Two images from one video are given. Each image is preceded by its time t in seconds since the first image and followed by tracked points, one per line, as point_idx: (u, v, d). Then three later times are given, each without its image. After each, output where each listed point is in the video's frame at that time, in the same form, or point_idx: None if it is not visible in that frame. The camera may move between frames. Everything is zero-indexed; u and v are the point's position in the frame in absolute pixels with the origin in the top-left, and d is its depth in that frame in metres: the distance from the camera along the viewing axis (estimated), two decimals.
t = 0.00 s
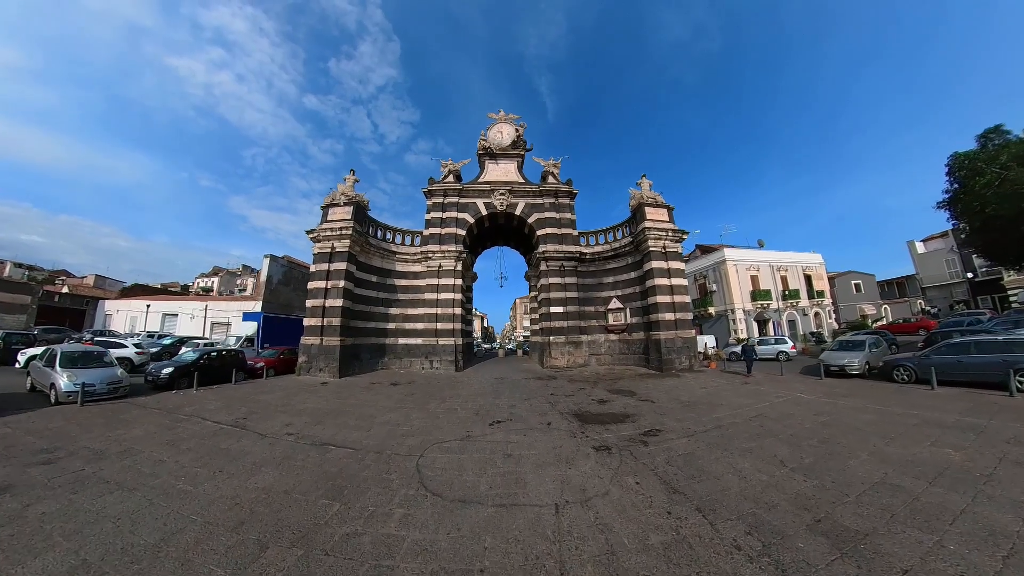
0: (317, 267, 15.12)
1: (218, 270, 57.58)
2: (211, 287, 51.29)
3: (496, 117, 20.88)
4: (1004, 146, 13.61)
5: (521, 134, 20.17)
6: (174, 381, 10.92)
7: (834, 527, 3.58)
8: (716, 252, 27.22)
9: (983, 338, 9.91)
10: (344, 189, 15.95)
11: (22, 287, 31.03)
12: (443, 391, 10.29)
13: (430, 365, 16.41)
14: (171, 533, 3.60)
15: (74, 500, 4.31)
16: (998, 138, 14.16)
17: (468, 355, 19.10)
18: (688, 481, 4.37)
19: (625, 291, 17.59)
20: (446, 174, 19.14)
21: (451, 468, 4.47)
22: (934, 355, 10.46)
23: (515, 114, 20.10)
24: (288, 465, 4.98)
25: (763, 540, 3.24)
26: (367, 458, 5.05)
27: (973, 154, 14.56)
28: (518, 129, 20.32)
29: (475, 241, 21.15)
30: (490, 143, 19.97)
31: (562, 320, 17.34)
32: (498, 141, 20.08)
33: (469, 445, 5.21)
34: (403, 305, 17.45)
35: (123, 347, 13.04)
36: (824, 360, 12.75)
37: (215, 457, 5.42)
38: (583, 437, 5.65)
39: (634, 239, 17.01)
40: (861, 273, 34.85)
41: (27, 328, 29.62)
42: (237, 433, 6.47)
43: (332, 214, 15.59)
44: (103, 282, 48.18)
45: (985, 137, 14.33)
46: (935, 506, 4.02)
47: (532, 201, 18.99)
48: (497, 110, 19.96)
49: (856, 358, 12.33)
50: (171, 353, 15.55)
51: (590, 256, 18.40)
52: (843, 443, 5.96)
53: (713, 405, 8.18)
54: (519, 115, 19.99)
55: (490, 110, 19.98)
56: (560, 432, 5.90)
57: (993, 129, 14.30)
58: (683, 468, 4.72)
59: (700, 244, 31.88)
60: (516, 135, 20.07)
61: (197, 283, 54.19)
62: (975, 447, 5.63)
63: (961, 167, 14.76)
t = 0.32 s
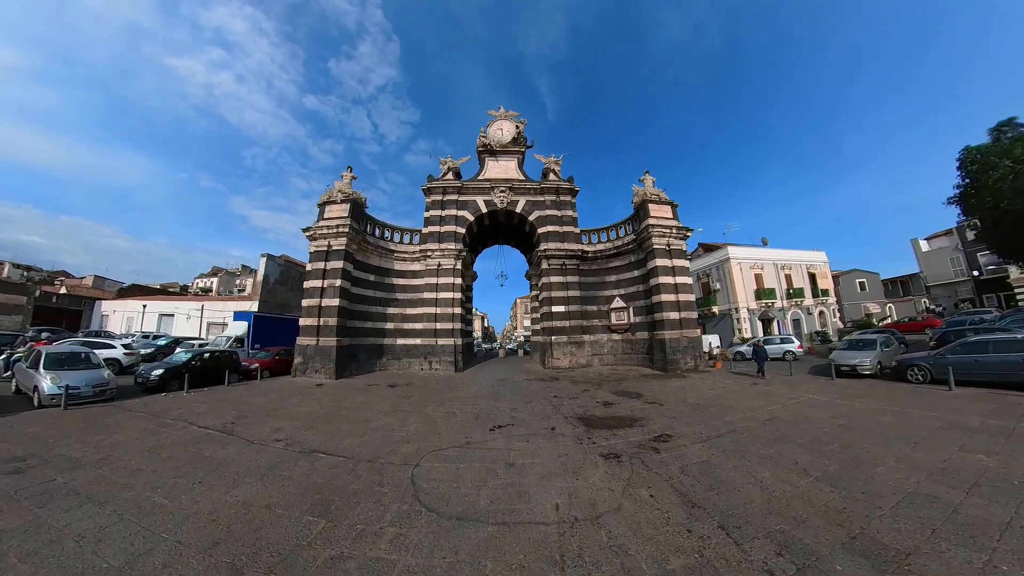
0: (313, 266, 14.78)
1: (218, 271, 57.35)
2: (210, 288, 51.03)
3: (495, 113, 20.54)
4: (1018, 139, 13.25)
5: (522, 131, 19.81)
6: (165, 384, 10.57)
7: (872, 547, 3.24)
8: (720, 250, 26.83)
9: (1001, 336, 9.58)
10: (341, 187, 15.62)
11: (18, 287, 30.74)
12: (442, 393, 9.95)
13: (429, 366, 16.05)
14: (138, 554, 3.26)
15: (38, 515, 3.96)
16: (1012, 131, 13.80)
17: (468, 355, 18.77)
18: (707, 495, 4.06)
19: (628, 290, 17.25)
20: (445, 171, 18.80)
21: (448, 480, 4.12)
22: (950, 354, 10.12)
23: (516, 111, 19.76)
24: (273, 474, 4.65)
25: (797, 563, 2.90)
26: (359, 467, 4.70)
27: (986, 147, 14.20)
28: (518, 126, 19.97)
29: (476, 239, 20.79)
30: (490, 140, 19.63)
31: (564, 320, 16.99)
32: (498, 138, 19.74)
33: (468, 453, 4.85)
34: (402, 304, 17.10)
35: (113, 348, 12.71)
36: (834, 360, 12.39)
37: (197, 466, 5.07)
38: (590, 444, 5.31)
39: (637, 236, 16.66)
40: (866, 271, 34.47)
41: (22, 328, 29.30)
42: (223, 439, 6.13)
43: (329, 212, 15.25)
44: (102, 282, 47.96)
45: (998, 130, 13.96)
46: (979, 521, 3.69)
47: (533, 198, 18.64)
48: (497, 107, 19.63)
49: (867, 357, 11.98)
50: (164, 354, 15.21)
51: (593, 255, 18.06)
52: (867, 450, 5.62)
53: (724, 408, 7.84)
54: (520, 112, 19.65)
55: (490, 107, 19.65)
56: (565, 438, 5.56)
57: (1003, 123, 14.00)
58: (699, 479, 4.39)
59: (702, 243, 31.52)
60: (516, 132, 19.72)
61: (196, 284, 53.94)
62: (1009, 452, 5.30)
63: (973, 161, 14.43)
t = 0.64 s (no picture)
0: (309, 264, 14.50)
1: (217, 271, 57.14)
2: (209, 288, 50.82)
3: (495, 110, 20.24)
4: None
5: (522, 128, 19.52)
6: (156, 385, 10.27)
7: (910, 564, 3.01)
8: (723, 249, 26.50)
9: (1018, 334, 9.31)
10: (338, 184, 15.34)
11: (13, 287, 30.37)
12: (441, 394, 9.66)
13: (428, 366, 15.76)
14: (105, 573, 2.98)
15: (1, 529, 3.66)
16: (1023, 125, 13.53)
17: (467, 355, 18.48)
18: (724, 507, 3.80)
19: (630, 289, 16.96)
20: (444, 168, 18.51)
21: (444, 490, 3.83)
22: (964, 353, 9.85)
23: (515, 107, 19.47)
24: (259, 483, 4.36)
25: None
26: (349, 474, 4.42)
27: (996, 142, 13.94)
28: (518, 123, 19.68)
29: (475, 237, 20.51)
30: (490, 137, 19.34)
31: (565, 319, 16.69)
32: (497, 135, 19.45)
33: (465, 460, 4.55)
34: (400, 303, 16.82)
35: (105, 349, 12.43)
36: (842, 359, 12.08)
37: (180, 473, 4.79)
38: (595, 450, 5.02)
39: (640, 234, 16.37)
40: (869, 270, 34.17)
41: (19, 328, 29.05)
42: (211, 443, 5.85)
43: (326, 209, 14.96)
44: (102, 282, 47.79)
45: (1009, 124, 13.70)
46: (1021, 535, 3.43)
47: (534, 196, 18.35)
48: (497, 104, 19.35)
49: (877, 356, 11.70)
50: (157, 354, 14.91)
51: (594, 253, 17.77)
52: (888, 456, 5.35)
53: (732, 410, 7.57)
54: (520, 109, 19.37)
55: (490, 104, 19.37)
56: (568, 443, 5.28)
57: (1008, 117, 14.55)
58: (714, 490, 4.13)
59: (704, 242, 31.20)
60: (516, 129, 19.43)
61: (196, 284, 53.85)
62: None
63: (982, 156, 14.18)
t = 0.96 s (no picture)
0: (306, 263, 14.18)
1: (216, 271, 56.82)
2: (208, 288, 50.49)
3: (495, 107, 19.91)
4: None
5: (522, 125, 19.20)
6: (146, 388, 9.95)
7: None
8: (726, 247, 26.17)
9: None
10: (335, 181, 15.02)
11: (8, 288, 30.03)
12: (440, 397, 9.34)
13: (427, 367, 15.44)
14: None
15: None
16: None
17: (467, 355, 18.16)
18: (747, 524, 3.51)
19: (633, 288, 16.64)
20: (443, 166, 18.19)
21: (441, 506, 3.51)
22: (981, 353, 9.54)
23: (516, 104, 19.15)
24: (242, 496, 4.04)
25: None
26: (339, 488, 4.09)
27: (1009, 137, 13.62)
28: (519, 120, 19.35)
29: (475, 236, 20.20)
30: (490, 134, 19.01)
31: (567, 319, 16.37)
32: (498, 132, 19.12)
33: (464, 471, 4.23)
34: (399, 303, 16.51)
35: (96, 351, 12.14)
36: (853, 359, 11.74)
37: (158, 485, 4.46)
38: (603, 459, 4.70)
39: (643, 232, 16.04)
40: (873, 268, 33.84)
41: (15, 329, 28.71)
42: (197, 451, 5.54)
43: (323, 207, 14.64)
44: (102, 282, 47.59)
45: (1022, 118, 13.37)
46: None
47: (535, 193, 18.02)
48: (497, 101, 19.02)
49: (889, 356, 11.37)
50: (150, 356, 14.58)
51: (596, 251, 17.47)
52: (916, 465, 5.03)
53: (744, 414, 7.25)
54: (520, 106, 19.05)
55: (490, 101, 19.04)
56: (574, 450, 4.96)
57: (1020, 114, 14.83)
58: (734, 504, 3.82)
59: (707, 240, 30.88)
60: (517, 126, 19.10)
61: (195, 284, 53.59)
62: None
63: (993, 151, 13.88)
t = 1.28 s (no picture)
0: (303, 262, 13.92)
1: (214, 270, 56.50)
2: (208, 288, 50.21)
3: (496, 104, 19.62)
4: None
5: (523, 121, 18.92)
6: (138, 390, 9.68)
7: None
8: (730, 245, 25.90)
9: None
10: (333, 178, 14.76)
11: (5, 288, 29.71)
12: (440, 398, 9.08)
13: (426, 367, 15.16)
14: None
15: None
16: None
17: (467, 355, 17.89)
18: (772, 537, 3.25)
19: (636, 286, 16.38)
20: (443, 163, 17.93)
21: (441, 518, 3.25)
22: (997, 351, 9.26)
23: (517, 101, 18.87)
24: (228, 507, 3.78)
25: None
26: (330, 498, 3.82)
27: (1019, 131, 13.35)
28: (519, 117, 19.06)
29: (476, 234, 19.95)
30: (490, 131, 18.74)
31: (569, 317, 16.09)
32: (498, 130, 18.85)
33: (464, 480, 3.95)
34: (398, 303, 16.25)
35: (88, 351, 11.88)
36: (863, 359, 11.45)
37: (140, 494, 4.19)
38: (612, 464, 4.44)
39: (646, 229, 15.76)
40: (877, 267, 33.57)
41: (12, 329, 28.41)
42: (185, 456, 5.28)
43: (320, 205, 14.37)
44: (102, 283, 47.40)
45: None
46: None
47: (536, 190, 17.74)
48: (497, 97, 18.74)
49: (899, 356, 11.09)
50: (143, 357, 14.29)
51: (599, 249, 17.20)
52: (943, 470, 4.77)
53: (755, 416, 6.98)
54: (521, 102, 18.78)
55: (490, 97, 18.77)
56: (582, 456, 4.69)
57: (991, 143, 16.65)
58: (755, 516, 3.56)
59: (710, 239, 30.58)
60: (517, 123, 18.82)
61: (195, 285, 53.31)
62: None
63: (1003, 147, 13.69)
